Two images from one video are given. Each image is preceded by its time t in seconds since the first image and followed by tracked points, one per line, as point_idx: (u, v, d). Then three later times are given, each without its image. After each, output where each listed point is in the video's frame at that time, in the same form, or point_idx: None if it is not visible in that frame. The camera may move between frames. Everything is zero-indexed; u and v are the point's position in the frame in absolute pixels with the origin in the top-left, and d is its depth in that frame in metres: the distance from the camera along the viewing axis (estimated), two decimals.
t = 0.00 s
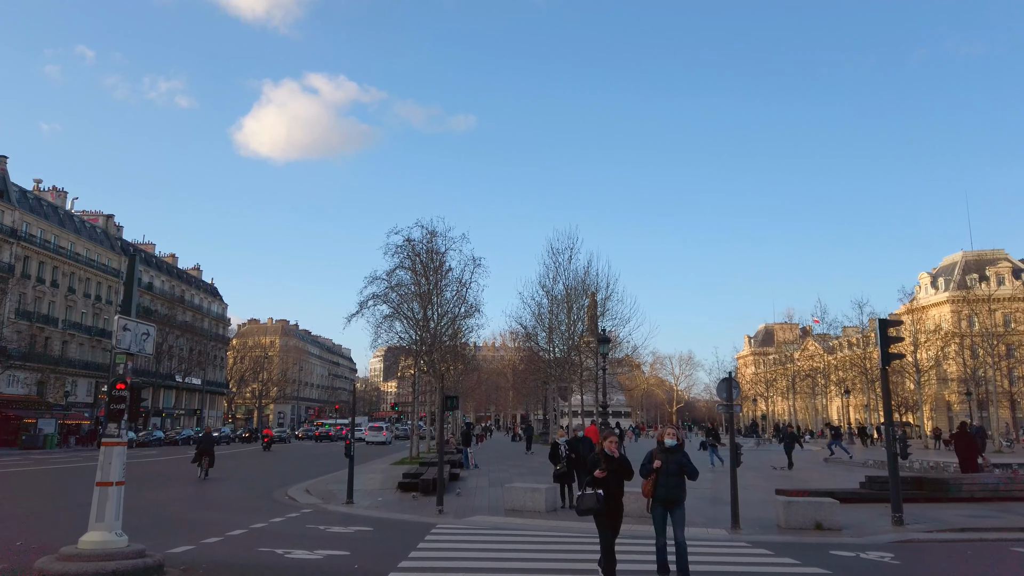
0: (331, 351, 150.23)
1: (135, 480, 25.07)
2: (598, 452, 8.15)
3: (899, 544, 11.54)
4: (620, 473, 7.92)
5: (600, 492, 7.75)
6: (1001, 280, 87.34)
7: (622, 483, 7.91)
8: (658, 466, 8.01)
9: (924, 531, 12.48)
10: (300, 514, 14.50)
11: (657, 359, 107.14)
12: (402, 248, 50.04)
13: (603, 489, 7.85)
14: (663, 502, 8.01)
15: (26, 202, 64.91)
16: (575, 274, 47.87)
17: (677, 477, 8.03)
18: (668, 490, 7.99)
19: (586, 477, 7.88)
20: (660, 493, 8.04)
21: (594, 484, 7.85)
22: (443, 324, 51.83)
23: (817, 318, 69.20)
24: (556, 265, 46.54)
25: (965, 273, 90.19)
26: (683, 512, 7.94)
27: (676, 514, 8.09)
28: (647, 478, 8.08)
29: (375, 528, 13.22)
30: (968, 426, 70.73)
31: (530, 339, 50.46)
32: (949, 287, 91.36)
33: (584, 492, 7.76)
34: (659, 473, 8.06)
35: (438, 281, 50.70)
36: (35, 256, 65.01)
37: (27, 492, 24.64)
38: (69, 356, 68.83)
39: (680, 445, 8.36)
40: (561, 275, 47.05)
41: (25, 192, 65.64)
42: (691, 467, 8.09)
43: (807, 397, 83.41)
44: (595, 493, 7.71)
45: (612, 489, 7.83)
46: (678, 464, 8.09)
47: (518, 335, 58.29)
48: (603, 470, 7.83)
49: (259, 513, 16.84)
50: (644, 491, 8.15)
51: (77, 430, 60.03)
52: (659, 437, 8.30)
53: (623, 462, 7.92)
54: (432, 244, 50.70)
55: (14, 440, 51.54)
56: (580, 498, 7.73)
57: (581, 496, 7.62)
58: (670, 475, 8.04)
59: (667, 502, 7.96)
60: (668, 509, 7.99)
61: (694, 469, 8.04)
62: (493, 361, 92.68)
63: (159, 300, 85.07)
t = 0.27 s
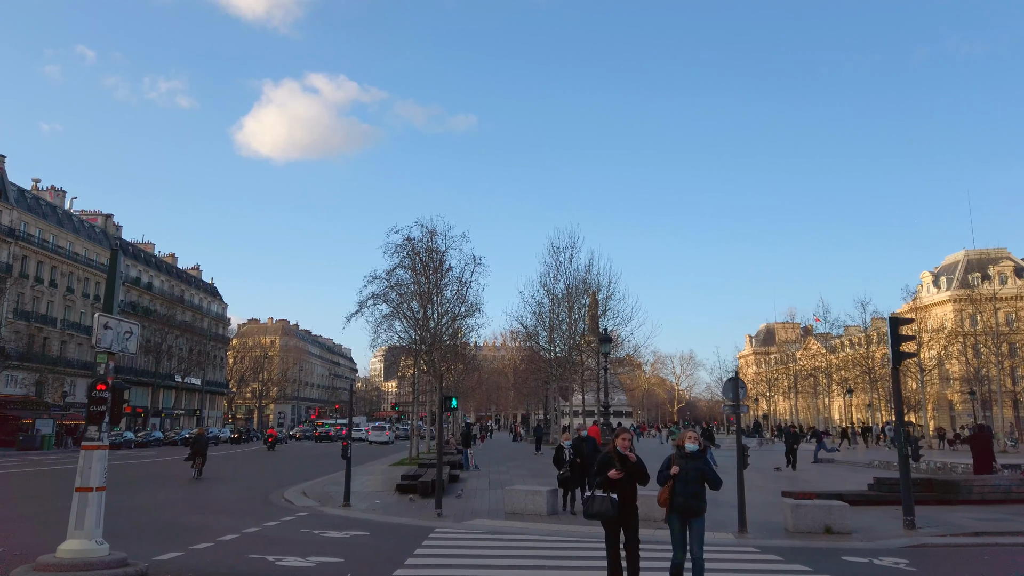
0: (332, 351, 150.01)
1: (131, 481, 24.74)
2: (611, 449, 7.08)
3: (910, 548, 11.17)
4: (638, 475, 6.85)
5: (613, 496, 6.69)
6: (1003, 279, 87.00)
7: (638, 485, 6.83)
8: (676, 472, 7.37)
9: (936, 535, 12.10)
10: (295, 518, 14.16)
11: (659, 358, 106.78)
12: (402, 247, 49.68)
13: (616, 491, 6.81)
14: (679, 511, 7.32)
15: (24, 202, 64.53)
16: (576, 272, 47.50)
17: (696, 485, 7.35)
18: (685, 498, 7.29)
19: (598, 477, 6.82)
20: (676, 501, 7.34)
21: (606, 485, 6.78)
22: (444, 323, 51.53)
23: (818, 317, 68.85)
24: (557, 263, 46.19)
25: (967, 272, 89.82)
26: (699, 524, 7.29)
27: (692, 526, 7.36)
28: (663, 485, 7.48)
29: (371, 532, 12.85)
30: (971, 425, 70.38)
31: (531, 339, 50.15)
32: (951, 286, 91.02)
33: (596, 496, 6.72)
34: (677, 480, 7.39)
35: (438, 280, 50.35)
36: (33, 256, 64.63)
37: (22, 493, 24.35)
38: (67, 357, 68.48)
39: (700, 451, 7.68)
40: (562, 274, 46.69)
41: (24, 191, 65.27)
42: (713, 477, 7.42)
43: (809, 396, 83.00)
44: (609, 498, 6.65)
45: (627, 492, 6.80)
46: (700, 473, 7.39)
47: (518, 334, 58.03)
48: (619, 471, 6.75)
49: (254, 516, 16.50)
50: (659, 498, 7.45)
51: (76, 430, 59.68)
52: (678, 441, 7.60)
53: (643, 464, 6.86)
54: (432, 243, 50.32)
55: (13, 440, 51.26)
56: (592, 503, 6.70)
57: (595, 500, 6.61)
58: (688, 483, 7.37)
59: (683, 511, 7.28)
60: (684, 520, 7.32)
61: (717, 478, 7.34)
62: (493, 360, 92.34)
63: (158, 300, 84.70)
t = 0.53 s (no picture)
0: (329, 351, 149.60)
1: (124, 481, 24.36)
2: (628, 452, 6.41)
3: (923, 553, 10.85)
4: (657, 482, 6.21)
5: (632, 506, 6.07)
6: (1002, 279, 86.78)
7: (660, 495, 6.19)
8: (693, 475, 6.59)
9: (947, 539, 11.75)
10: (289, 520, 13.79)
11: (657, 358, 106.43)
12: (399, 246, 49.25)
13: (634, 500, 6.18)
14: (698, 517, 6.55)
15: (18, 200, 63.94)
16: (575, 271, 47.15)
17: (716, 488, 6.59)
18: (705, 502, 6.53)
19: (618, 489, 6.20)
20: (695, 507, 6.55)
21: (624, 494, 6.15)
22: (441, 322, 51.15)
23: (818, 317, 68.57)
24: (556, 262, 45.91)
25: (966, 272, 89.72)
26: (721, 532, 6.52)
27: (717, 534, 6.55)
28: (680, 488, 6.72)
29: (365, 535, 12.43)
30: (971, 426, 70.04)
31: (529, 338, 49.77)
32: (951, 286, 90.76)
33: (616, 506, 6.10)
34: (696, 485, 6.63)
35: (436, 278, 49.94)
36: (27, 254, 64.08)
37: (12, 494, 23.94)
38: (62, 356, 67.99)
39: (721, 449, 6.88)
40: (561, 273, 46.41)
41: (18, 189, 64.68)
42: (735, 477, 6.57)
43: (808, 397, 82.76)
44: (627, 510, 6.01)
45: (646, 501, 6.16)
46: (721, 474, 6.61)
47: (516, 334, 57.70)
48: (639, 478, 6.10)
49: (247, 516, 16.12)
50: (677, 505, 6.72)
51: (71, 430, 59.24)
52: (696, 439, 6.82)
53: (664, 469, 6.21)
54: (430, 242, 49.92)
55: (7, 440, 50.90)
56: (610, 514, 6.08)
57: (611, 510, 5.98)
58: (707, 486, 6.60)
59: (703, 517, 6.51)
60: (706, 527, 6.54)
61: (740, 480, 6.53)
62: (492, 360, 91.96)
63: (154, 299, 84.19)
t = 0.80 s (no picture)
0: (327, 351, 149.24)
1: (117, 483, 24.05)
2: (640, 460, 5.74)
3: (933, 560, 10.55)
4: (674, 492, 5.57)
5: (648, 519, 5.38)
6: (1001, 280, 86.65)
7: (677, 509, 5.56)
8: (712, 490, 5.86)
9: (957, 545, 11.44)
10: (280, 525, 13.46)
11: (655, 358, 106.17)
12: (397, 245, 48.87)
13: (649, 512, 5.51)
14: (718, 535, 5.86)
15: (12, 199, 63.39)
16: (574, 271, 46.80)
17: (737, 503, 5.89)
18: (725, 519, 5.84)
19: (631, 499, 5.55)
20: (715, 524, 5.87)
21: (637, 505, 5.51)
22: (438, 322, 50.87)
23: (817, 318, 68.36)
24: (554, 262, 45.56)
25: (965, 272, 89.56)
26: (743, 550, 5.87)
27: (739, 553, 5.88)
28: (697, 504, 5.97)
29: (357, 540, 12.11)
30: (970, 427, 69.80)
31: (527, 338, 49.48)
32: (949, 287, 90.57)
33: (629, 519, 5.39)
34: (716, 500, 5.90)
35: (434, 278, 49.55)
36: (22, 254, 63.60)
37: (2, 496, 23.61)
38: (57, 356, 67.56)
39: (740, 457, 6.17)
40: (559, 273, 46.05)
41: (12, 188, 64.15)
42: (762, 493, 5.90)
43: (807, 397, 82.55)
44: (642, 522, 5.32)
45: (663, 514, 5.50)
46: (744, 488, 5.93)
47: (515, 334, 57.41)
48: (654, 487, 5.45)
49: (238, 520, 15.80)
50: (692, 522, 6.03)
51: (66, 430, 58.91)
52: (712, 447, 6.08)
53: (681, 476, 5.58)
54: (428, 241, 49.54)
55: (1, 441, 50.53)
56: (623, 527, 5.39)
57: (625, 524, 5.29)
58: (726, 501, 5.89)
59: (724, 536, 5.84)
60: (728, 548, 5.87)
61: (764, 495, 5.86)
62: (490, 360, 91.66)
63: (150, 298, 83.77)
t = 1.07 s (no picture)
0: (324, 351, 148.79)
1: (109, 484, 23.67)
2: (655, 453, 5.17)
3: (944, 563, 10.20)
4: (690, 493, 4.99)
5: (663, 526, 4.81)
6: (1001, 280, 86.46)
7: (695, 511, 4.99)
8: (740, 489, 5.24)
9: (969, 547, 11.07)
10: (270, 526, 13.07)
11: (654, 358, 105.91)
12: (394, 244, 48.52)
13: (664, 518, 4.94)
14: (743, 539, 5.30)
15: (7, 198, 62.88)
16: (573, 269, 46.48)
17: (766, 504, 5.29)
18: (753, 522, 5.26)
19: (644, 501, 4.95)
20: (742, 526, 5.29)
21: (650, 507, 4.93)
22: (436, 321, 50.44)
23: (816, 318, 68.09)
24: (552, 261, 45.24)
25: (964, 272, 89.40)
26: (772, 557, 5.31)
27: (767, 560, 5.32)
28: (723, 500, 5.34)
29: (349, 543, 11.72)
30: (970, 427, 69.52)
31: (526, 338, 49.09)
32: (949, 287, 90.38)
33: (642, 525, 4.80)
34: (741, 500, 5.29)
35: (431, 277, 49.19)
36: (16, 253, 63.11)
37: None
38: (53, 356, 67.14)
39: (770, 448, 5.53)
40: (557, 271, 45.73)
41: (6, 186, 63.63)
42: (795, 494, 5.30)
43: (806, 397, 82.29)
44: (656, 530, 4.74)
45: (678, 519, 4.93)
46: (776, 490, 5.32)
47: (513, 333, 57.08)
48: (672, 489, 4.87)
49: (228, 522, 15.42)
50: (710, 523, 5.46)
51: (60, 430, 58.38)
52: (740, 440, 5.42)
53: (698, 477, 5.00)
54: (425, 240, 49.21)
55: None
56: (634, 534, 4.79)
57: (638, 535, 4.70)
58: (755, 501, 5.29)
59: (749, 539, 5.27)
60: (750, 553, 5.32)
61: (796, 494, 5.26)
62: (488, 360, 91.37)
63: (146, 298, 83.34)
